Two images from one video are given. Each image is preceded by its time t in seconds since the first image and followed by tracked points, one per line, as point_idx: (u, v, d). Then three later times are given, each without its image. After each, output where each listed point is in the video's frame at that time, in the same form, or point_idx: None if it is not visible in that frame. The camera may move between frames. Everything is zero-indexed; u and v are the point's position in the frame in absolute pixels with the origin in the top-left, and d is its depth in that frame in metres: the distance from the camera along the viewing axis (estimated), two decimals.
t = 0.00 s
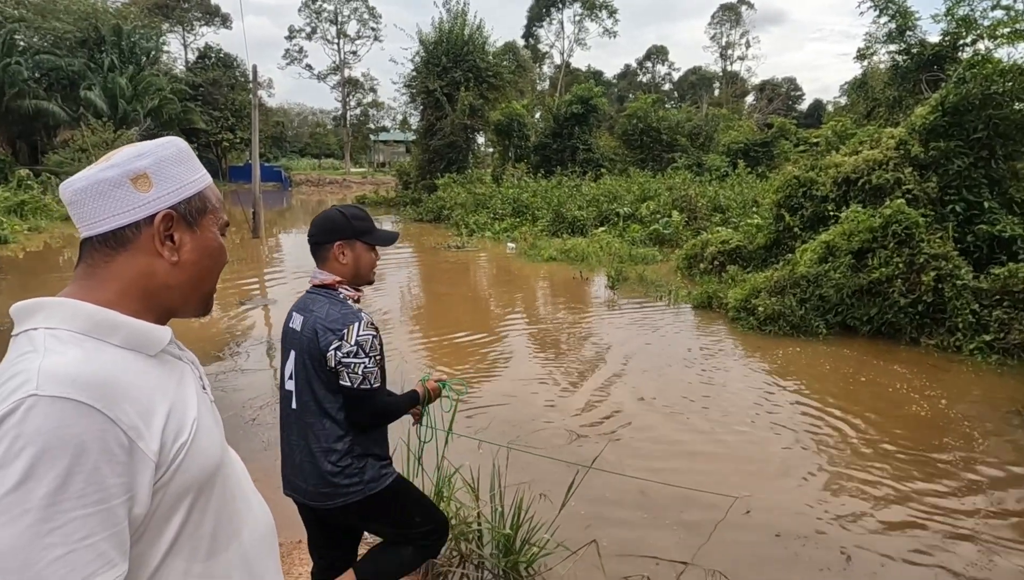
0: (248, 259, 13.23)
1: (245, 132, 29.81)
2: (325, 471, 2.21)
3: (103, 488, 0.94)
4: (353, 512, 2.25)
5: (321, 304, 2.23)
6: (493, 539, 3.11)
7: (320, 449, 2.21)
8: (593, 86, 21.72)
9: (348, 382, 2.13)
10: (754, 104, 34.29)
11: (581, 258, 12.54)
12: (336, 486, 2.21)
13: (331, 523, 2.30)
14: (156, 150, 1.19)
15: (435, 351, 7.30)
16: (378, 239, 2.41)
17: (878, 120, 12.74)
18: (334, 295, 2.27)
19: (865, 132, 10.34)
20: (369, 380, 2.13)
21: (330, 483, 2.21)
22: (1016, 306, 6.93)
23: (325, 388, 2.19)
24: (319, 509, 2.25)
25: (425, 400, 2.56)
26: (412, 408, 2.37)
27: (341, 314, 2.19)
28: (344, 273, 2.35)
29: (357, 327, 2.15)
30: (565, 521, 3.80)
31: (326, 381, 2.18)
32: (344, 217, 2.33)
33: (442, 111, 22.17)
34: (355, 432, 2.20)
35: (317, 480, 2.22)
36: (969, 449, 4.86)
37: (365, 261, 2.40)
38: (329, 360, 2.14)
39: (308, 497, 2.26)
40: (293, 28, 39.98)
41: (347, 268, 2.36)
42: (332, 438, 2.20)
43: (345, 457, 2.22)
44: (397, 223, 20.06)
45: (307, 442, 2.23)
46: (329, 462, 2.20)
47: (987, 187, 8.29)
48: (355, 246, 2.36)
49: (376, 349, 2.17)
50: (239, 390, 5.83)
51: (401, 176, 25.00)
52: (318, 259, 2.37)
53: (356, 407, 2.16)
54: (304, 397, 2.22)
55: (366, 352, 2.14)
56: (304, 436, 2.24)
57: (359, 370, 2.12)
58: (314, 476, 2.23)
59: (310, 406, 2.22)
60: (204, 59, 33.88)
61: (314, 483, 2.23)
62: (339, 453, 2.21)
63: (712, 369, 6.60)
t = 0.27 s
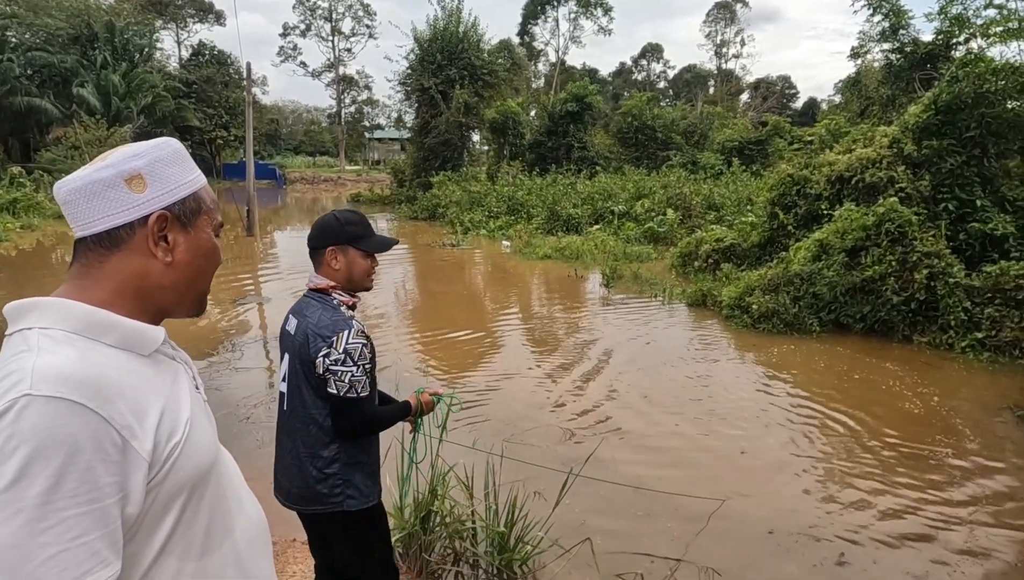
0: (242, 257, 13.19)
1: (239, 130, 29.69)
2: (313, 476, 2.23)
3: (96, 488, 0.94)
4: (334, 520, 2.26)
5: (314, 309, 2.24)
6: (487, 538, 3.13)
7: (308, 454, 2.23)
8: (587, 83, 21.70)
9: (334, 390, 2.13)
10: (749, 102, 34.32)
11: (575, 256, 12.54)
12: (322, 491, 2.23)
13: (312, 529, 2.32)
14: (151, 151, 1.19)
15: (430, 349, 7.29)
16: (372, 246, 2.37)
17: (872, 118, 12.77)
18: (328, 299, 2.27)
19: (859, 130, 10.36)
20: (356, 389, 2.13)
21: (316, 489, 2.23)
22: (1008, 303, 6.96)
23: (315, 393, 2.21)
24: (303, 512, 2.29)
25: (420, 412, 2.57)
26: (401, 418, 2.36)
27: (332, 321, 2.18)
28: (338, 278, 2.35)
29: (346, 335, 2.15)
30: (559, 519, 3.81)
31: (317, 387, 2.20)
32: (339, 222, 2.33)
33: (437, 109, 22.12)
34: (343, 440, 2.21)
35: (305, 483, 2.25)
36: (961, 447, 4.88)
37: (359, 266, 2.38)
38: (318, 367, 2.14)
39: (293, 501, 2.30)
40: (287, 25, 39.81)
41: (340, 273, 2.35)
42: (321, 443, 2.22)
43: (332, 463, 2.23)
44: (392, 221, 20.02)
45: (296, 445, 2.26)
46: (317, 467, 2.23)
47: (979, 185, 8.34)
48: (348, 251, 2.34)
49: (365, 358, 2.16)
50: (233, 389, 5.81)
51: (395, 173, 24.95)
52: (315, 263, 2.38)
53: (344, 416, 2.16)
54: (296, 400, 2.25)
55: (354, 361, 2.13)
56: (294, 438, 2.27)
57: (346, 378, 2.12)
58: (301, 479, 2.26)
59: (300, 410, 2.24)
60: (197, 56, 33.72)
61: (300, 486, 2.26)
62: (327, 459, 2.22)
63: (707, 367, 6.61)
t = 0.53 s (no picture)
0: (238, 255, 13.16)
1: (236, 128, 29.62)
2: (306, 467, 2.24)
3: (87, 481, 0.94)
4: (325, 515, 2.26)
5: (310, 301, 2.24)
6: (483, 535, 3.15)
7: (303, 446, 2.24)
8: (585, 82, 21.69)
9: (328, 381, 2.13)
10: (747, 100, 34.35)
11: (573, 254, 12.54)
12: (314, 484, 2.24)
13: (302, 525, 2.32)
14: (139, 147, 1.18)
15: (427, 347, 7.29)
16: (379, 239, 2.41)
17: (868, 117, 12.80)
18: (324, 291, 2.26)
19: (856, 128, 10.38)
20: (350, 380, 2.12)
21: (308, 482, 2.24)
22: (1003, 302, 6.97)
23: (311, 385, 2.22)
24: (296, 506, 2.29)
25: (417, 404, 2.56)
26: (397, 411, 2.35)
27: (326, 312, 2.18)
28: (343, 269, 2.34)
29: (338, 325, 2.14)
30: (555, 517, 3.82)
31: (312, 378, 2.21)
32: (348, 214, 2.32)
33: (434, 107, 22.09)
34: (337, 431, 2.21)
35: (299, 475, 2.25)
36: (956, 444, 4.91)
37: (365, 260, 2.40)
38: (310, 358, 2.14)
39: (285, 493, 2.31)
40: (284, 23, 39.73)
41: (348, 264, 2.35)
42: (316, 435, 2.23)
43: (326, 455, 2.24)
44: (389, 220, 20.00)
45: (292, 437, 2.27)
46: (311, 459, 2.24)
47: (975, 184, 8.36)
48: (357, 244, 2.35)
49: (359, 349, 2.15)
50: (229, 387, 5.80)
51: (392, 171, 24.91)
52: (317, 256, 2.35)
53: (337, 407, 2.15)
54: (291, 392, 2.26)
55: (347, 352, 2.12)
56: (290, 430, 2.28)
57: (339, 369, 2.11)
58: (295, 472, 2.26)
59: (296, 401, 2.25)
60: (194, 54, 33.63)
61: (294, 478, 2.27)
62: (321, 451, 2.23)
63: (704, 366, 6.62)
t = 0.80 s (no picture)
0: (238, 252, 13.16)
1: (237, 126, 29.60)
2: (303, 460, 2.24)
3: (69, 469, 0.94)
4: (320, 510, 2.27)
5: (308, 295, 2.25)
6: (481, 532, 3.16)
7: (300, 438, 2.24)
8: (586, 79, 21.66)
9: (326, 372, 2.13)
10: (748, 98, 34.30)
11: (573, 252, 12.54)
12: (311, 477, 2.24)
13: (297, 521, 2.32)
14: (108, 140, 1.17)
15: (426, 344, 7.29)
16: (377, 233, 2.41)
17: (869, 114, 12.78)
18: (322, 285, 2.27)
19: (856, 126, 10.36)
20: (348, 371, 2.12)
21: (305, 475, 2.24)
22: (1002, 299, 6.97)
23: (308, 378, 2.23)
24: (291, 500, 2.29)
25: (413, 403, 2.57)
26: (393, 407, 2.35)
27: (325, 305, 2.19)
28: (343, 264, 2.35)
29: (337, 317, 2.15)
30: (553, 514, 3.83)
31: (310, 371, 2.21)
32: (348, 209, 2.33)
33: (435, 104, 22.06)
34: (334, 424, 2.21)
35: (295, 468, 2.26)
36: (956, 442, 4.92)
37: (364, 255, 2.40)
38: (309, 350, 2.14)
39: (281, 487, 2.32)
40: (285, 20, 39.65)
41: (349, 259, 2.36)
42: (312, 427, 2.23)
43: (322, 449, 2.24)
44: (390, 217, 19.99)
45: (288, 430, 2.27)
46: (307, 452, 2.24)
47: (975, 181, 8.34)
48: (357, 238, 2.35)
49: (357, 341, 2.16)
50: (229, 384, 5.81)
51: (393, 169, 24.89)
52: (316, 251, 2.35)
53: (335, 399, 2.15)
54: (289, 385, 2.26)
55: (344, 343, 2.12)
56: (286, 423, 2.28)
57: (337, 360, 2.11)
58: (291, 465, 2.26)
59: (293, 394, 2.25)
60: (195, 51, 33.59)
61: (290, 472, 2.27)
62: (317, 444, 2.23)
63: (703, 363, 6.63)
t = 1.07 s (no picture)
0: (240, 249, 13.17)
1: (238, 122, 29.59)
2: (305, 455, 2.25)
3: (57, 469, 0.95)
4: (322, 505, 2.28)
5: (309, 291, 2.25)
6: (481, 529, 3.17)
7: (302, 434, 2.25)
8: (587, 76, 21.63)
9: (331, 368, 2.14)
10: (749, 94, 34.24)
11: (573, 249, 12.54)
12: (313, 472, 2.25)
13: (297, 515, 2.33)
14: (91, 137, 1.17)
15: (426, 341, 7.31)
16: (375, 229, 2.42)
17: (871, 111, 12.75)
18: (323, 281, 2.28)
19: (857, 123, 10.34)
20: (352, 367, 2.14)
21: (307, 470, 2.25)
22: (1003, 297, 6.97)
23: (310, 374, 2.23)
24: (292, 495, 2.30)
25: (414, 396, 2.58)
26: (393, 402, 2.36)
27: (327, 301, 2.20)
28: (343, 260, 2.36)
29: (341, 313, 2.16)
30: (553, 510, 3.84)
31: (312, 367, 2.22)
32: (346, 205, 2.34)
33: (435, 101, 22.03)
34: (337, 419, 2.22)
35: (297, 464, 2.26)
36: (956, 439, 4.93)
37: (362, 251, 2.41)
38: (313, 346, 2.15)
39: (281, 483, 2.32)
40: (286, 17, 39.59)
41: (349, 255, 2.37)
42: (314, 422, 2.24)
43: (324, 444, 2.25)
44: (391, 214, 19.99)
45: (290, 427, 2.28)
46: (309, 447, 2.25)
47: (977, 178, 8.34)
48: (356, 235, 2.37)
49: (361, 337, 2.17)
50: (230, 381, 5.83)
51: (393, 166, 24.87)
52: (315, 248, 2.36)
53: (339, 394, 2.17)
54: (291, 381, 2.27)
55: (349, 339, 2.14)
56: (288, 419, 2.29)
57: (342, 356, 2.13)
58: (292, 461, 2.27)
59: (295, 390, 2.26)
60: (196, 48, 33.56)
61: (291, 467, 2.28)
62: (319, 439, 2.24)
63: (704, 360, 6.63)
